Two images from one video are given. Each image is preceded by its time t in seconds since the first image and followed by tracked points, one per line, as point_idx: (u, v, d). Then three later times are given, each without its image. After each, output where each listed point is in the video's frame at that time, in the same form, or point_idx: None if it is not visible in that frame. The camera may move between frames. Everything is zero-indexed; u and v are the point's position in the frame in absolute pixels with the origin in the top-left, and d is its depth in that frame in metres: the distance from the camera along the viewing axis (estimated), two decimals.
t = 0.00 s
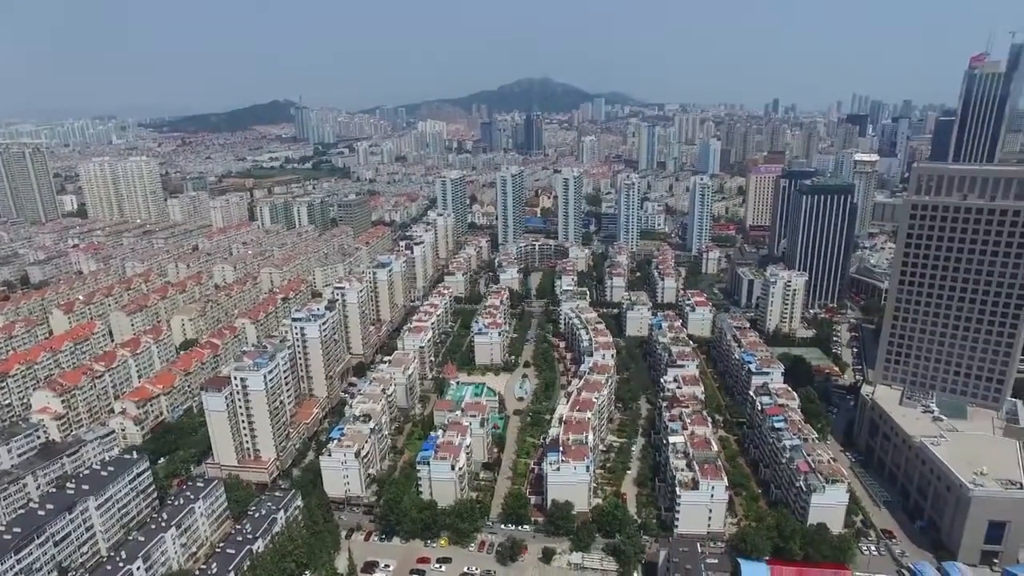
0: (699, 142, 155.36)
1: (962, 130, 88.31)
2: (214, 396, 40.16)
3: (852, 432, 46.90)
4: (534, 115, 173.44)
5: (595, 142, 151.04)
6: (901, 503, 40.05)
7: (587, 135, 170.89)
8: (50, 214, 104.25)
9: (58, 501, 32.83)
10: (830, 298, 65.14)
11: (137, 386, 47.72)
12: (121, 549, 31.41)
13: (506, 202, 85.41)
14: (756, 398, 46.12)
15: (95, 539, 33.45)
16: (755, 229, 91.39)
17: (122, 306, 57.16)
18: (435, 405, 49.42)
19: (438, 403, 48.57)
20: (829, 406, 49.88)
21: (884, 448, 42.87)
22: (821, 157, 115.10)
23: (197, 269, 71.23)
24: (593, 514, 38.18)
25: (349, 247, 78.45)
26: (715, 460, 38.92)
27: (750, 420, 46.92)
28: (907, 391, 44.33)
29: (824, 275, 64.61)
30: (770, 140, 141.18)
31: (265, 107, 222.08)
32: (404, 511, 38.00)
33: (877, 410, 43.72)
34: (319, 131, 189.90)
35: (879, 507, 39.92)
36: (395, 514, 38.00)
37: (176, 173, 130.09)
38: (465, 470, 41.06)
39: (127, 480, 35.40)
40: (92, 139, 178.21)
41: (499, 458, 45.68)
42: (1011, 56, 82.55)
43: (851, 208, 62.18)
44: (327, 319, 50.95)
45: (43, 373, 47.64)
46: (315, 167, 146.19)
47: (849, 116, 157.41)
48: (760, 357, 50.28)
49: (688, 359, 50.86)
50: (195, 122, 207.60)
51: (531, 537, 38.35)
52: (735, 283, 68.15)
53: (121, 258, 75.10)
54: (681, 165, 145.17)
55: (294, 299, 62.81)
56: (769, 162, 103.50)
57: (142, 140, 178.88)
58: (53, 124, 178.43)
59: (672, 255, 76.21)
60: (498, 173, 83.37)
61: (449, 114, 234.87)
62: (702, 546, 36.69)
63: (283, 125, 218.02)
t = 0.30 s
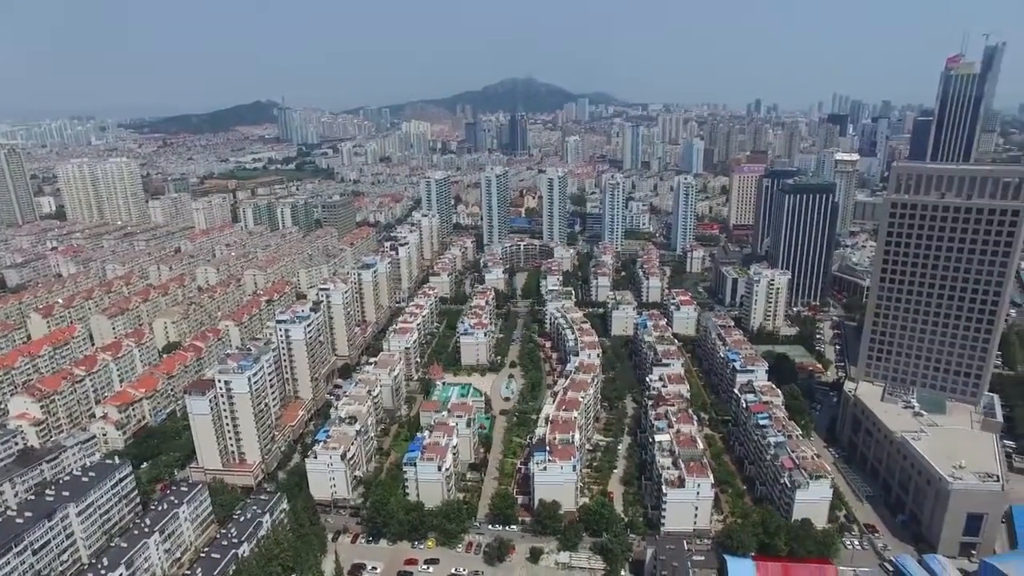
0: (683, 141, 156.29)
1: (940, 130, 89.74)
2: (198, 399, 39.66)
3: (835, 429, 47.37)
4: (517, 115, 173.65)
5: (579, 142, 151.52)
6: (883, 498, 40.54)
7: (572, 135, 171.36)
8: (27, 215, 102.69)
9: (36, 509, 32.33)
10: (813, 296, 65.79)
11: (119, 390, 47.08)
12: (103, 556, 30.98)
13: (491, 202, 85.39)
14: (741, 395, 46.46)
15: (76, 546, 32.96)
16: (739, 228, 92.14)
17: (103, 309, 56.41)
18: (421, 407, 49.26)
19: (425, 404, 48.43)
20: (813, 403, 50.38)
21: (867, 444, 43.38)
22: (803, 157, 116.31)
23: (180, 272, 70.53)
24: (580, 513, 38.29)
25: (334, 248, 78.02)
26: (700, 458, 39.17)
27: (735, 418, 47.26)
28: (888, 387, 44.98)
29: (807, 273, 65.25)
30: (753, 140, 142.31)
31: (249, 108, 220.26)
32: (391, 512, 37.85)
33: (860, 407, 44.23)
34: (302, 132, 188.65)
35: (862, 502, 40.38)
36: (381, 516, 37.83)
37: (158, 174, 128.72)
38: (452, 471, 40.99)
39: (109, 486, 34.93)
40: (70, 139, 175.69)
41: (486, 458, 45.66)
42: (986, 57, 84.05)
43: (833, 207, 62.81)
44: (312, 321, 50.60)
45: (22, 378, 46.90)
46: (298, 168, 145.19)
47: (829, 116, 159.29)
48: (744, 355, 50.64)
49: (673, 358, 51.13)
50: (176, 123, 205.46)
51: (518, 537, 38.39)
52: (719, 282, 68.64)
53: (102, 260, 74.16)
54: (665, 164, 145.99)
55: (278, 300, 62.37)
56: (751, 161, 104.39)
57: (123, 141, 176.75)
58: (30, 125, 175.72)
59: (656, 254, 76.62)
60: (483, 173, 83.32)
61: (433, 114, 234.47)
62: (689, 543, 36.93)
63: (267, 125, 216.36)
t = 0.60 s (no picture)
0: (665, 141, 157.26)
1: (916, 129, 90.43)
2: (180, 403, 39.36)
3: (818, 425, 47.89)
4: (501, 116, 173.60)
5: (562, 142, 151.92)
6: (865, 492, 41.03)
7: (555, 135, 171.80)
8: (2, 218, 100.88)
9: (14, 517, 31.78)
10: (795, 294, 66.46)
11: (99, 395, 46.46)
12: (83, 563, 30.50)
13: (475, 203, 85.38)
14: (725, 393, 46.79)
15: (55, 554, 32.38)
16: (721, 227, 92.90)
17: (81, 313, 55.60)
18: (406, 408, 49.08)
19: (410, 406, 48.26)
20: (795, 400, 50.88)
21: (848, 439, 43.87)
22: (784, 156, 117.49)
23: (161, 274, 69.76)
24: (567, 512, 38.38)
25: (317, 250, 77.53)
26: (685, 455, 39.41)
27: (719, 415, 47.58)
28: (869, 383, 45.62)
29: (789, 271, 65.89)
30: (735, 139, 143.44)
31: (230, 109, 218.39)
32: (377, 514, 37.68)
33: (841, 403, 44.73)
34: (284, 133, 186.71)
35: (844, 496, 40.84)
36: (368, 518, 37.64)
37: (137, 176, 127.11)
38: (438, 472, 40.92)
39: (88, 493, 34.42)
40: (47, 140, 172.68)
41: (471, 459, 45.61)
42: (960, 58, 85.54)
43: (813, 205, 63.49)
44: (296, 323, 50.26)
45: None
46: (280, 169, 144.06)
47: (809, 116, 161.21)
48: (728, 353, 50.98)
49: (657, 356, 51.38)
50: (157, 123, 203.02)
51: (504, 537, 38.40)
52: (702, 280, 69.12)
53: (79, 263, 73.09)
54: (647, 164, 146.76)
55: (261, 303, 61.92)
56: (733, 161, 105.36)
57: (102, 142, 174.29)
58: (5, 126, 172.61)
59: (639, 253, 77.04)
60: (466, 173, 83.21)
61: (416, 115, 233.87)
62: (675, 540, 37.14)
63: (249, 126, 214.52)
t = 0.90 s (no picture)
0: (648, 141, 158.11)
1: (892, 130, 91.84)
2: (160, 407, 38.89)
3: (799, 421, 48.42)
4: (484, 116, 173.60)
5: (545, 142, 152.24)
6: (846, 487, 41.54)
7: (538, 135, 172.16)
8: None
9: None
10: (776, 292, 67.14)
11: (76, 400, 45.75)
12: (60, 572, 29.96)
13: (458, 203, 85.25)
14: (708, 391, 47.13)
15: (31, 563, 31.76)
16: (703, 227, 93.61)
17: (58, 317, 54.72)
18: (390, 409, 48.87)
19: (393, 407, 48.08)
20: (777, 396, 51.37)
21: (830, 435, 44.37)
22: (764, 155, 118.65)
23: (140, 277, 68.94)
24: (552, 511, 38.44)
25: (299, 251, 77.03)
26: (669, 453, 39.62)
27: (703, 413, 47.92)
28: (849, 379, 46.23)
29: (770, 270, 66.53)
30: (716, 139, 144.60)
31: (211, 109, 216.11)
32: (361, 516, 37.49)
33: (822, 399, 45.25)
34: (265, 133, 184.22)
35: (825, 492, 41.31)
36: (352, 521, 37.43)
37: (115, 177, 125.32)
38: (422, 473, 40.81)
39: (65, 501, 33.83)
40: (22, 140, 169.60)
41: (456, 459, 45.54)
42: (934, 60, 87.09)
43: (793, 204, 64.17)
44: (278, 325, 49.83)
45: None
46: (262, 170, 142.88)
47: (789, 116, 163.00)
48: (710, 351, 51.36)
49: (641, 355, 51.63)
50: (136, 124, 200.26)
51: (489, 537, 38.38)
52: (685, 279, 69.59)
53: (56, 266, 71.94)
54: (630, 164, 147.47)
55: (243, 305, 61.37)
56: (714, 161, 106.21)
57: (79, 143, 171.57)
58: None
59: (622, 253, 77.40)
60: (449, 174, 83.07)
61: (399, 115, 233.02)
62: (659, 538, 37.35)
63: (230, 126, 212.43)
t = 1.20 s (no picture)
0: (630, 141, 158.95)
1: (869, 130, 93.16)
2: (140, 412, 38.33)
3: (782, 418, 48.89)
4: (466, 116, 173.44)
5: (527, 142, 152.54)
6: (828, 482, 42.03)
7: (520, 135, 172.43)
8: None
9: None
10: (757, 290, 67.83)
11: (53, 406, 44.94)
12: None
13: (440, 204, 85.11)
14: (691, 389, 47.44)
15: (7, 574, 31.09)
16: (685, 226, 94.33)
17: (33, 322, 53.73)
18: (374, 411, 48.63)
19: (377, 409, 47.87)
20: (760, 393, 51.82)
21: (811, 431, 44.86)
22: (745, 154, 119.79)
23: (118, 281, 68.00)
24: (537, 511, 38.49)
25: (281, 253, 76.43)
26: (653, 451, 39.83)
27: (686, 411, 48.21)
28: (829, 376, 46.81)
29: (752, 268, 67.19)
30: (697, 139, 145.72)
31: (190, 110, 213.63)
32: (346, 520, 37.19)
33: (803, 396, 45.73)
34: (245, 135, 182.57)
35: (807, 487, 41.77)
36: (337, 524, 37.16)
37: (92, 179, 123.34)
38: (407, 475, 40.67)
39: (41, 509, 33.18)
40: None
41: (441, 461, 45.42)
42: (908, 61, 88.44)
43: (774, 203, 64.83)
44: (260, 328, 49.38)
45: None
46: (242, 171, 141.50)
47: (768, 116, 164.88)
48: (693, 350, 51.68)
49: (624, 354, 51.80)
50: (113, 125, 197.22)
51: (475, 538, 38.35)
52: (667, 278, 70.03)
53: (30, 269, 70.64)
54: (612, 163, 148.17)
55: (224, 307, 60.74)
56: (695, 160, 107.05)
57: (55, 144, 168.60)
58: None
59: (605, 253, 77.74)
60: (431, 174, 82.83)
61: (381, 115, 232.10)
62: (644, 536, 37.51)
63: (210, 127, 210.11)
